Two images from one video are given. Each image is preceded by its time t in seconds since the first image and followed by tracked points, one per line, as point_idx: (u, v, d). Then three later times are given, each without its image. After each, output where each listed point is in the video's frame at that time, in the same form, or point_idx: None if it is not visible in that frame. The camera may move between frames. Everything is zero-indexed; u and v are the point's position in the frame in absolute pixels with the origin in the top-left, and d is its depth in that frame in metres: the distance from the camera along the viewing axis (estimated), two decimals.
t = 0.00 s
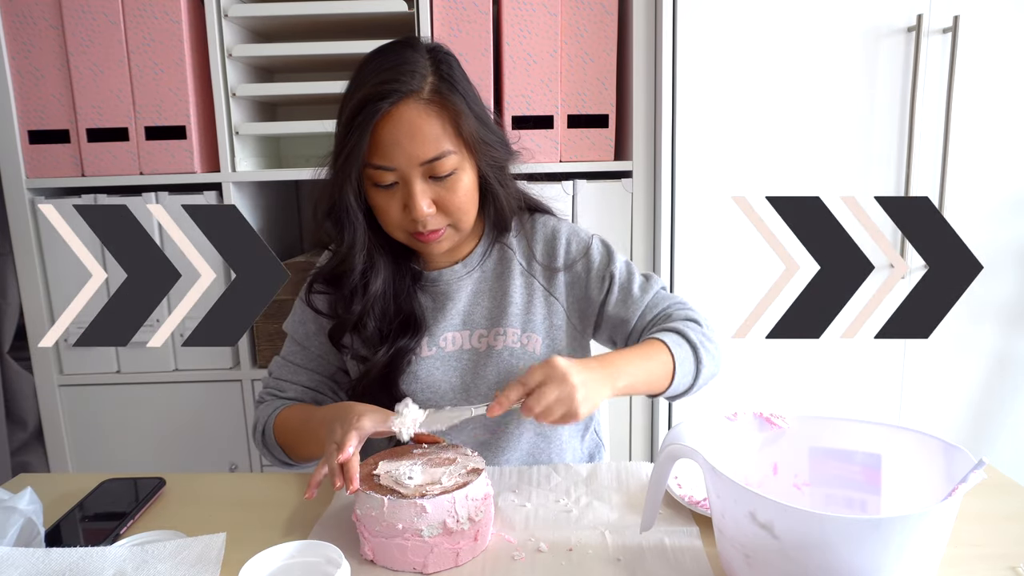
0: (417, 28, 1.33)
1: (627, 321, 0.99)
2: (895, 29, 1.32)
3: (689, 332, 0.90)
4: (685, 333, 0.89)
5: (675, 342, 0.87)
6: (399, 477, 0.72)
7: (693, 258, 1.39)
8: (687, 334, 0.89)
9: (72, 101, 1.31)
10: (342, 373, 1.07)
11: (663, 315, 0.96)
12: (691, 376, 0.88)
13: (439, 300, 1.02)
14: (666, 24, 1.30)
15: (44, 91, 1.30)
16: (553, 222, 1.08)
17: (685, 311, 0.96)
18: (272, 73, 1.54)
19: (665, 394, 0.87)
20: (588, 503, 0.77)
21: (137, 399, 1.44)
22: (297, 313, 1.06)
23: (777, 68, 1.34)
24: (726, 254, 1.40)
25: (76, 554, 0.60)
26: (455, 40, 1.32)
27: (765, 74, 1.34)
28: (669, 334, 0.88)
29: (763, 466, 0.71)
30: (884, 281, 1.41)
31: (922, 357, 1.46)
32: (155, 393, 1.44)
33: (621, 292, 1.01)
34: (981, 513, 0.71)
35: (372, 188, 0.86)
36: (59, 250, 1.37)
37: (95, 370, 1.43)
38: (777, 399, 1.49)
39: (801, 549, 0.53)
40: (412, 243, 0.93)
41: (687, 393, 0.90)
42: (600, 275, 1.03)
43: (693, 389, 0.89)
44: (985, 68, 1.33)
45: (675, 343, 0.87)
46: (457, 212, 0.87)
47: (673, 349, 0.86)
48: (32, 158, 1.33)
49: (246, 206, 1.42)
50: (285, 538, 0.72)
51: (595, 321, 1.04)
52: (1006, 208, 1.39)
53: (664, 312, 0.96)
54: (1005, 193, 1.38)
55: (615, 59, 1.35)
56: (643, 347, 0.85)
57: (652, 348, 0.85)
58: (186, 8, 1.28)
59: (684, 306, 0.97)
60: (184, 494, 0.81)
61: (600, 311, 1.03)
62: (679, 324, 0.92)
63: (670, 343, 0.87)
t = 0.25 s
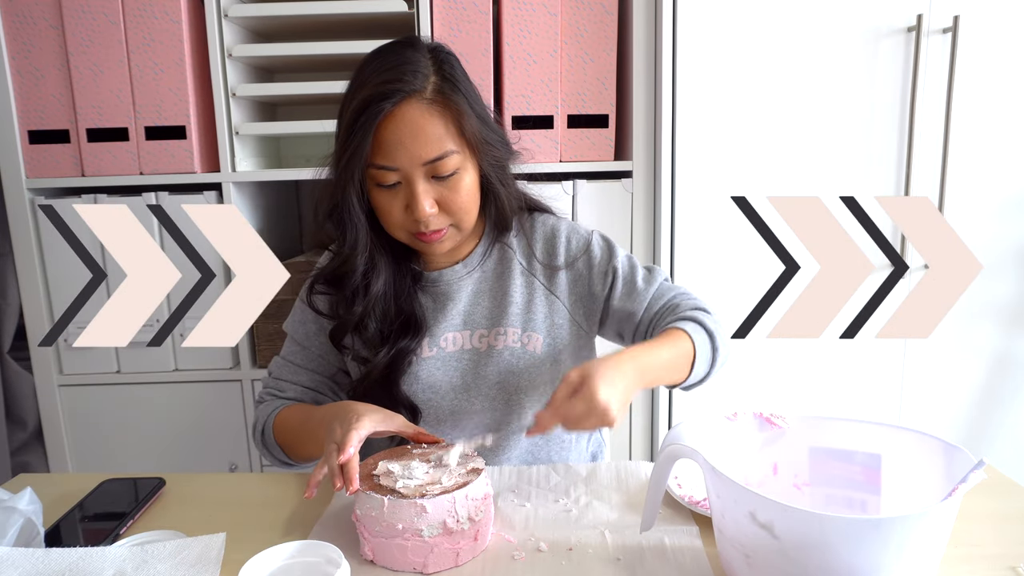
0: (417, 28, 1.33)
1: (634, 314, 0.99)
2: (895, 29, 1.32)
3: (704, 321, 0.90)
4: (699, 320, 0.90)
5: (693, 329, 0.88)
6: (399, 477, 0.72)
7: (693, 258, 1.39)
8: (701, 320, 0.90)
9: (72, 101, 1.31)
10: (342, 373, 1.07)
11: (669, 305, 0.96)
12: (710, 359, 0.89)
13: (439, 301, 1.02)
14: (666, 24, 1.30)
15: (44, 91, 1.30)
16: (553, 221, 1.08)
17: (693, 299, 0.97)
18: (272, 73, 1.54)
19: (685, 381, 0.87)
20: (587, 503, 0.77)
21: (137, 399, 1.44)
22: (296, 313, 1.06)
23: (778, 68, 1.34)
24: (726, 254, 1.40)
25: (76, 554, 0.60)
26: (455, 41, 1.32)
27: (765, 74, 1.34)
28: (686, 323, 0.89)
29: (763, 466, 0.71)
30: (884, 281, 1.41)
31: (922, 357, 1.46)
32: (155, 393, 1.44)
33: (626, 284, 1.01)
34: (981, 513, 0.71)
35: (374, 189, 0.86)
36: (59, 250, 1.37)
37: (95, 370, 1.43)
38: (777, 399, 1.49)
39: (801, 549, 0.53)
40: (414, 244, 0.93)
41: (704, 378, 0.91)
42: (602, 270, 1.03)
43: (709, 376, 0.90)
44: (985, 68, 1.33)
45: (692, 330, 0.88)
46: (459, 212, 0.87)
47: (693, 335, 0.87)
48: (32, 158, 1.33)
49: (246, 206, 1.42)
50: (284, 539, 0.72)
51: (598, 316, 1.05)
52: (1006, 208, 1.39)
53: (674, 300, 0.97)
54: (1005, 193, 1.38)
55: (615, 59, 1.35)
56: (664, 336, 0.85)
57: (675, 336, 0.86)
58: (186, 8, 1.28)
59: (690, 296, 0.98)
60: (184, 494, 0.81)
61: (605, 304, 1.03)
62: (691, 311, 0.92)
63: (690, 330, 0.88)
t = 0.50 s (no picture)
0: (418, 28, 1.33)
1: (618, 329, 1.00)
2: (895, 29, 1.32)
3: (677, 350, 0.89)
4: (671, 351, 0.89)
5: (657, 359, 0.87)
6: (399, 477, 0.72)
7: (693, 258, 1.39)
8: (674, 350, 0.89)
9: (72, 100, 1.31)
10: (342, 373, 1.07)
11: (653, 328, 0.96)
12: (674, 389, 0.88)
13: (440, 301, 1.02)
14: (666, 24, 1.30)
15: (44, 91, 1.30)
16: (554, 224, 1.08)
17: (678, 325, 0.95)
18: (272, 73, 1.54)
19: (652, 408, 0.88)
20: (587, 503, 0.77)
21: (137, 399, 1.44)
22: (297, 313, 1.06)
23: (778, 68, 1.34)
24: (726, 253, 1.40)
25: (76, 554, 0.60)
26: (455, 41, 1.32)
27: (766, 74, 1.34)
28: (653, 351, 0.88)
29: (763, 466, 0.71)
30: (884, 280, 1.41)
31: (922, 357, 1.46)
32: (155, 393, 1.44)
33: (616, 299, 1.01)
34: (981, 513, 0.71)
35: (375, 189, 0.86)
36: (59, 251, 1.37)
37: (95, 370, 1.43)
38: (777, 399, 1.49)
39: (801, 549, 0.53)
40: (415, 244, 0.93)
41: (674, 407, 0.91)
42: (596, 281, 1.03)
43: (679, 403, 0.90)
44: (985, 68, 1.33)
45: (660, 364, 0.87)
46: (460, 213, 0.87)
47: (655, 367, 0.86)
48: (32, 158, 1.33)
49: (246, 206, 1.42)
50: (284, 539, 0.72)
51: (590, 325, 1.05)
52: (1006, 208, 1.39)
53: (655, 324, 0.97)
54: (1005, 193, 1.38)
55: (615, 59, 1.35)
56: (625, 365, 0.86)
57: (636, 366, 0.86)
58: (186, 8, 1.28)
59: (679, 319, 0.97)
60: (184, 494, 0.81)
61: (594, 316, 1.03)
62: (667, 338, 0.91)
63: (654, 360, 0.87)
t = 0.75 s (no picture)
0: (418, 28, 1.33)
1: (622, 330, 0.99)
2: (895, 29, 1.32)
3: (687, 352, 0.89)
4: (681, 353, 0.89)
5: (672, 362, 0.87)
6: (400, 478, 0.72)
7: (693, 258, 1.39)
8: (683, 351, 0.89)
9: (72, 100, 1.31)
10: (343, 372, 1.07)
11: (658, 329, 0.96)
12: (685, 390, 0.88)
13: (441, 301, 1.02)
14: (666, 24, 1.31)
15: (44, 91, 1.30)
16: (555, 225, 1.08)
17: (682, 325, 0.95)
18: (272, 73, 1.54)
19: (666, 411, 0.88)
20: (587, 503, 0.77)
21: (137, 399, 1.44)
22: (298, 313, 1.06)
23: (778, 68, 1.34)
24: (726, 253, 1.40)
25: (76, 554, 0.60)
26: (455, 41, 1.32)
27: (766, 74, 1.34)
28: (666, 353, 0.88)
29: (763, 466, 0.71)
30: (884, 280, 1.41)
31: (922, 357, 1.46)
32: (155, 393, 1.44)
33: (619, 300, 1.01)
34: (981, 513, 0.71)
35: (377, 189, 0.86)
36: (59, 251, 1.37)
37: (94, 370, 1.43)
38: (777, 399, 1.49)
39: (801, 549, 0.53)
40: (416, 244, 0.93)
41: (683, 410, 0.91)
42: (599, 282, 1.03)
43: (687, 406, 0.90)
44: (985, 68, 1.33)
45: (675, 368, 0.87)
46: (462, 212, 0.87)
47: (673, 371, 0.86)
48: (32, 158, 1.33)
49: (246, 206, 1.42)
50: (284, 539, 0.72)
51: (592, 327, 1.04)
52: (1006, 208, 1.39)
53: (659, 325, 0.96)
54: (1005, 193, 1.38)
55: (615, 59, 1.35)
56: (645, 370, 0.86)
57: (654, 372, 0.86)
58: (186, 8, 1.28)
59: (682, 320, 0.97)
60: (184, 494, 0.81)
61: (597, 317, 1.03)
62: (676, 340, 0.91)
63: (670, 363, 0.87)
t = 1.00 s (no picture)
0: (418, 28, 1.32)
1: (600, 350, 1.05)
2: (895, 29, 1.32)
3: (647, 373, 0.97)
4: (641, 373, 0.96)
5: (632, 379, 0.94)
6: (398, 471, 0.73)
7: (693, 258, 1.39)
8: (645, 374, 0.96)
9: (72, 100, 1.31)
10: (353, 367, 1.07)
11: (630, 354, 1.02)
12: (643, 406, 0.95)
13: (448, 296, 1.02)
14: (666, 24, 1.31)
15: (44, 91, 1.30)
16: (558, 232, 1.08)
17: (653, 355, 1.01)
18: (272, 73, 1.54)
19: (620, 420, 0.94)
20: (597, 511, 0.76)
21: (137, 399, 1.44)
22: (313, 305, 1.06)
23: (778, 68, 1.34)
24: (726, 253, 1.40)
25: (76, 554, 0.60)
26: (455, 41, 1.32)
27: (766, 74, 1.34)
28: (626, 371, 0.96)
29: (763, 466, 0.71)
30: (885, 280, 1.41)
31: (922, 357, 1.46)
32: (155, 393, 1.44)
33: (606, 321, 1.05)
34: (980, 513, 0.71)
35: (405, 185, 0.86)
36: (59, 251, 1.37)
37: (95, 370, 1.43)
38: (777, 399, 1.49)
39: (801, 549, 0.53)
40: (431, 239, 0.93)
41: (637, 424, 0.98)
42: (593, 297, 1.05)
43: (643, 419, 0.97)
44: (985, 68, 1.33)
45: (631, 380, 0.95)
46: (484, 219, 0.88)
47: (629, 386, 0.93)
48: (32, 158, 1.33)
49: (246, 206, 1.42)
50: (284, 538, 0.72)
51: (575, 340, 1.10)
52: (1006, 209, 1.39)
53: (631, 351, 1.02)
54: (1005, 193, 1.38)
55: (615, 59, 1.35)
56: (603, 376, 0.93)
57: (611, 378, 0.94)
58: (186, 8, 1.28)
59: (652, 350, 1.03)
60: (185, 494, 0.81)
61: (580, 334, 1.08)
62: (641, 364, 0.98)
63: (628, 379, 0.94)
